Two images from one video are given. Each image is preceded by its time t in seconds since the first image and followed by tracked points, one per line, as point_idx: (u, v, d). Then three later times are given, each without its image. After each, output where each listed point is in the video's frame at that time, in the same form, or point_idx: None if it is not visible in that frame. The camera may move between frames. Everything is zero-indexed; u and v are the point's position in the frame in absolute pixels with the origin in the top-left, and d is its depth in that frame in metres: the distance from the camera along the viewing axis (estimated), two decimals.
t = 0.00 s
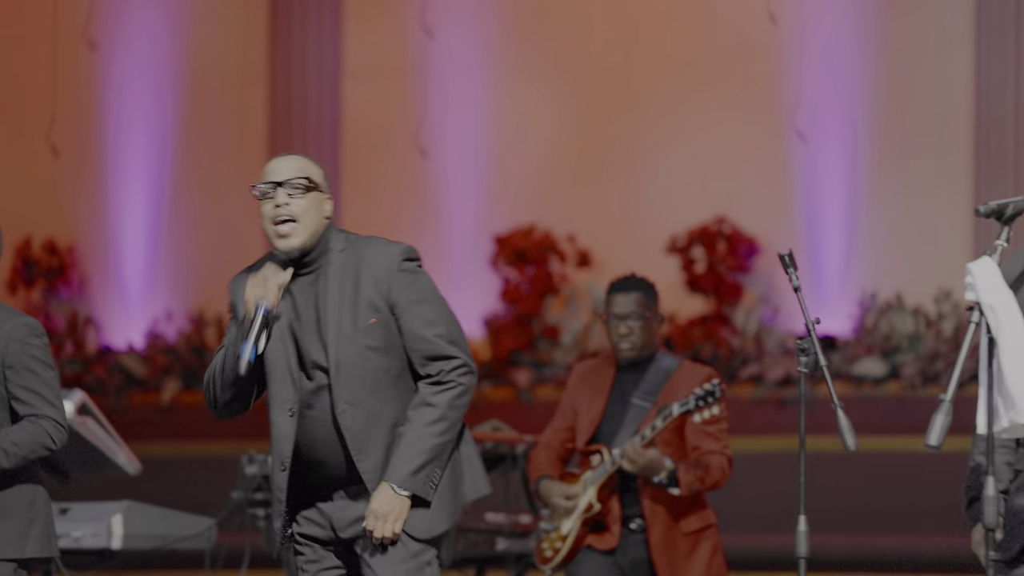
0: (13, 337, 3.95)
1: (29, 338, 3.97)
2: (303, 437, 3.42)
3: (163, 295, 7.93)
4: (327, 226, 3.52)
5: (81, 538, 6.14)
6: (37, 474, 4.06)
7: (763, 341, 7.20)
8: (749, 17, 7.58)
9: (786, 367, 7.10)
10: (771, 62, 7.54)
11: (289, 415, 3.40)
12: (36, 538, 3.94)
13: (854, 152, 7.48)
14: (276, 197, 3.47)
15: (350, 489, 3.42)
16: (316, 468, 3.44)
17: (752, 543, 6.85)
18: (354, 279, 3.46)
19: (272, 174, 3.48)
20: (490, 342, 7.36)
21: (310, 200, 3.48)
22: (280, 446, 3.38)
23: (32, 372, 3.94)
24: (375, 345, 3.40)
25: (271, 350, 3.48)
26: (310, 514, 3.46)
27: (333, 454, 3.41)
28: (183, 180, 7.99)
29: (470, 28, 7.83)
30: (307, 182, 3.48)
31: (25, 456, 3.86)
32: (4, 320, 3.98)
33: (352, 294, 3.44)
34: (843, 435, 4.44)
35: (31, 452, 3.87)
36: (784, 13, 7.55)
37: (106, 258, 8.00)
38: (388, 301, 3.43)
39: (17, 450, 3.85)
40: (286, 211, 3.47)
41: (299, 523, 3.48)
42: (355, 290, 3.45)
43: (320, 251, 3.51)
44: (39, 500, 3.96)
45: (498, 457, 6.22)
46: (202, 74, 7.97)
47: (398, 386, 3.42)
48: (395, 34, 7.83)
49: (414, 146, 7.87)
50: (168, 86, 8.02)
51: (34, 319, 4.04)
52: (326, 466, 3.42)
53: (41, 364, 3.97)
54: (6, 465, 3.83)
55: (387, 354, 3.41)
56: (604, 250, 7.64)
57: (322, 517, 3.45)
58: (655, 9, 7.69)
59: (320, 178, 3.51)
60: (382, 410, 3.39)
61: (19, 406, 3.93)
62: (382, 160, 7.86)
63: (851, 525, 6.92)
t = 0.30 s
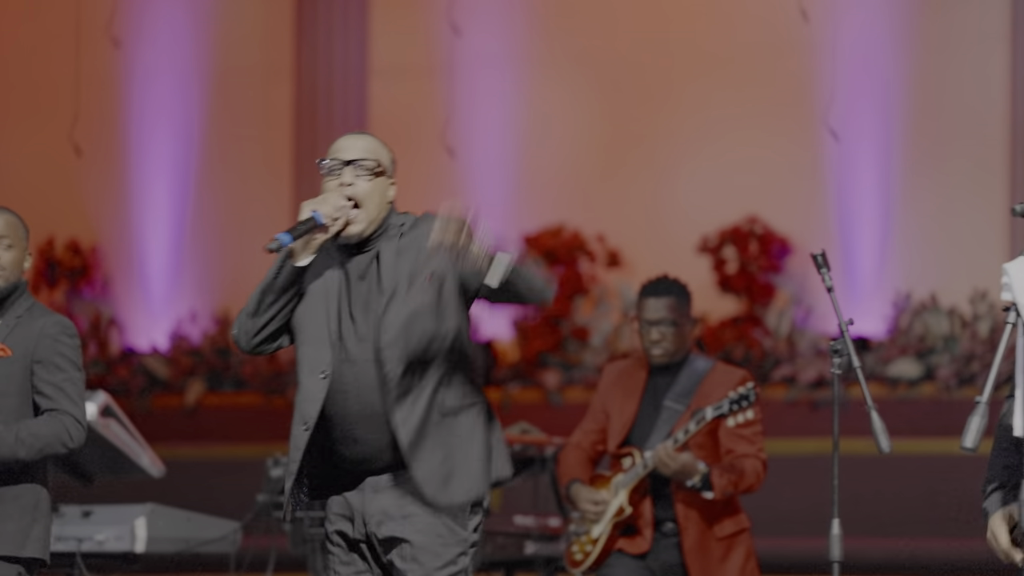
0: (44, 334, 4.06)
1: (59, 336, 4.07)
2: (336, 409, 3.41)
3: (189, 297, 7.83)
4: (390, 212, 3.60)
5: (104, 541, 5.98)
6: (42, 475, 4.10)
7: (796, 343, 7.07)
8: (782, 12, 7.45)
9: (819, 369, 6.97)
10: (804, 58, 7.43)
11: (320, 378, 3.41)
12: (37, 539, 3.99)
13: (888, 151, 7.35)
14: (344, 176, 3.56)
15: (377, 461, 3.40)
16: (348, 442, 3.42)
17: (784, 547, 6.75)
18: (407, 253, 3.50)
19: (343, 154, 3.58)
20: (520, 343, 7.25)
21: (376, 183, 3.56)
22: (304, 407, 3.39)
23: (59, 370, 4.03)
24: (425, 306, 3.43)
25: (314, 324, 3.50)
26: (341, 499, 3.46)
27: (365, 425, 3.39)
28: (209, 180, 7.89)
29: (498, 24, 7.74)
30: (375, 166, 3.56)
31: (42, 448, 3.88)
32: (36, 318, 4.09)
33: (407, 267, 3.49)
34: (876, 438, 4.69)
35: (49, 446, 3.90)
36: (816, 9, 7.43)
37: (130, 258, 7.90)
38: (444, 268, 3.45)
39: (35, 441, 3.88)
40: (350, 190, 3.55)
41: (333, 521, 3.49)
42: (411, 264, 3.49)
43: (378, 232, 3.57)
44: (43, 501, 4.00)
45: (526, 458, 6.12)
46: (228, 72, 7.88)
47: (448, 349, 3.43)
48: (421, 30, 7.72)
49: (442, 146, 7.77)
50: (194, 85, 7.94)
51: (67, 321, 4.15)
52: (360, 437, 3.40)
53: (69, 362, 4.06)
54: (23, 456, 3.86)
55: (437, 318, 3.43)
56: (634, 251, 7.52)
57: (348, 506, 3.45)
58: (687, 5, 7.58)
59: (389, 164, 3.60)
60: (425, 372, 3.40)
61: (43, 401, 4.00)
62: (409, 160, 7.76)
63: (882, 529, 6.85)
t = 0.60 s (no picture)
0: (42, 332, 3.87)
1: (59, 335, 3.88)
2: (391, 401, 3.03)
3: (204, 295, 7.69)
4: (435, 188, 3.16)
5: (117, 545, 5.84)
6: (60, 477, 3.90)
7: (824, 342, 6.94)
8: (810, 6, 7.29)
9: (848, 368, 6.84)
10: (834, 53, 7.27)
11: (378, 376, 3.03)
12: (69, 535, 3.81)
13: (918, 146, 7.20)
14: (401, 170, 3.09)
15: (431, 450, 3.03)
16: (388, 435, 3.03)
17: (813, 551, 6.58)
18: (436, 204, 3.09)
19: (396, 146, 3.09)
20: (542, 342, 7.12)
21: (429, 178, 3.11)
22: (362, 406, 3.02)
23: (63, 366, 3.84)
24: (468, 251, 3.05)
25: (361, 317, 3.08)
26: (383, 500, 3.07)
27: (421, 413, 3.02)
28: (223, 177, 7.77)
29: (521, 15, 7.55)
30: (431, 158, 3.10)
31: (53, 426, 3.70)
32: (33, 318, 3.90)
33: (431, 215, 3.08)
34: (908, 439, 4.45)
35: (59, 426, 3.71)
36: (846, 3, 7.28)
37: (144, 255, 7.77)
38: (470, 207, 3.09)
39: (46, 418, 3.70)
40: (408, 184, 3.09)
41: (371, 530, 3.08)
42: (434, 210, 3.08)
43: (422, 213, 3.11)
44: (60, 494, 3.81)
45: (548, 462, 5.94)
46: (246, 67, 7.72)
47: (498, 295, 3.07)
48: (441, 24, 7.58)
49: (461, 140, 7.61)
50: (209, 79, 7.79)
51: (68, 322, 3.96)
52: (410, 429, 3.02)
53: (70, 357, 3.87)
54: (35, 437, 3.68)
55: (480, 265, 3.06)
56: (658, 247, 7.36)
57: (387, 509, 3.05)
58: None
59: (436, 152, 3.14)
60: (482, 321, 3.02)
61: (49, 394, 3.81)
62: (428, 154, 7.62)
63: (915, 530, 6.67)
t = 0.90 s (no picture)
0: (61, 335, 3.70)
1: (79, 338, 3.72)
2: (450, 422, 3.03)
3: (215, 294, 7.59)
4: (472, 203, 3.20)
5: (128, 547, 5.73)
6: (70, 483, 3.75)
7: (846, 342, 6.82)
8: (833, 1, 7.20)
9: (870, 369, 6.72)
10: (858, 48, 7.14)
11: (438, 399, 3.01)
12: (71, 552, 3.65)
13: (943, 140, 7.08)
14: (437, 187, 3.12)
15: (490, 464, 3.04)
16: (447, 455, 3.03)
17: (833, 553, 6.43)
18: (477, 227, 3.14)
19: (429, 163, 3.13)
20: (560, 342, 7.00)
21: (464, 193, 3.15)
22: (424, 431, 3.01)
23: (80, 374, 3.68)
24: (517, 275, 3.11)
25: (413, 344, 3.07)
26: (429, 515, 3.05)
27: (480, 432, 3.03)
28: (237, 175, 7.65)
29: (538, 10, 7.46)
30: (464, 174, 3.15)
31: (65, 458, 3.57)
32: (53, 319, 3.74)
33: (478, 237, 3.13)
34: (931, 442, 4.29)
35: (71, 457, 3.59)
36: None
37: (155, 253, 7.68)
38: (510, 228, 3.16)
39: (57, 452, 3.57)
40: (446, 198, 3.12)
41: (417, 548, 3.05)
42: (482, 234, 3.13)
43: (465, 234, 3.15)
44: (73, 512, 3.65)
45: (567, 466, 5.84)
46: (260, 64, 7.62)
47: (548, 318, 3.14)
48: (456, 18, 7.47)
49: (478, 137, 7.48)
50: (221, 76, 7.69)
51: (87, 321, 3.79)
52: (468, 450, 3.02)
53: (90, 368, 3.70)
54: (46, 467, 3.55)
55: (527, 287, 3.12)
56: (677, 246, 7.27)
57: (431, 521, 3.04)
58: None
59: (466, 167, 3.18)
60: (538, 347, 3.08)
61: (62, 407, 3.66)
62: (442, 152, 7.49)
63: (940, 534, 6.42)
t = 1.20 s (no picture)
0: (58, 337, 3.83)
1: (74, 340, 3.85)
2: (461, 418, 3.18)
3: (223, 293, 7.50)
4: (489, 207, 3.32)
5: (133, 550, 5.70)
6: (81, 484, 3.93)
7: (860, 342, 6.73)
8: None
9: (886, 369, 6.63)
10: (873, 44, 7.07)
11: (452, 396, 3.17)
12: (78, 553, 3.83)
13: (960, 137, 7.00)
14: (455, 181, 3.22)
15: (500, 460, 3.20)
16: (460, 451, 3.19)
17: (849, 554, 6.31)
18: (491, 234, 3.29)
19: (448, 156, 3.22)
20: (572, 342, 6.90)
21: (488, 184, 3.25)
22: (439, 428, 3.17)
23: (77, 377, 3.81)
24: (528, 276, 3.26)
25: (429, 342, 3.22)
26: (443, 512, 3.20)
27: (492, 430, 3.18)
28: (246, 171, 7.56)
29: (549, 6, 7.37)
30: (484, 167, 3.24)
31: (66, 466, 3.72)
32: (48, 321, 3.86)
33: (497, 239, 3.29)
34: (947, 444, 4.19)
35: (72, 463, 3.73)
36: None
37: (162, 252, 7.58)
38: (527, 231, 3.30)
39: (58, 460, 3.71)
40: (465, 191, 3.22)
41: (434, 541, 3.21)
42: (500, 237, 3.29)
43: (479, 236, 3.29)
44: (82, 513, 3.84)
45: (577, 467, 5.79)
46: (267, 60, 7.52)
47: (563, 318, 3.29)
48: (467, 13, 7.38)
49: (488, 134, 7.37)
50: (228, 72, 7.60)
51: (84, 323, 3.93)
52: (481, 446, 3.18)
53: (87, 368, 3.84)
54: (46, 476, 3.69)
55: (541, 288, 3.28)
56: (691, 243, 7.14)
57: (445, 516, 3.20)
58: None
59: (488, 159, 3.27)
60: (549, 346, 3.23)
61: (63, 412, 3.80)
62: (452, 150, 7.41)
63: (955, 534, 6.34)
